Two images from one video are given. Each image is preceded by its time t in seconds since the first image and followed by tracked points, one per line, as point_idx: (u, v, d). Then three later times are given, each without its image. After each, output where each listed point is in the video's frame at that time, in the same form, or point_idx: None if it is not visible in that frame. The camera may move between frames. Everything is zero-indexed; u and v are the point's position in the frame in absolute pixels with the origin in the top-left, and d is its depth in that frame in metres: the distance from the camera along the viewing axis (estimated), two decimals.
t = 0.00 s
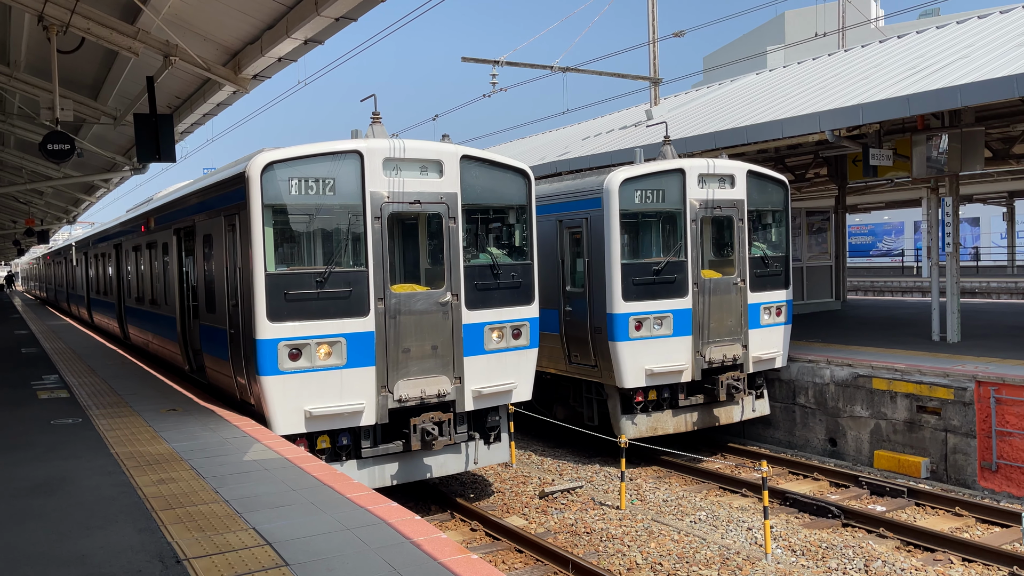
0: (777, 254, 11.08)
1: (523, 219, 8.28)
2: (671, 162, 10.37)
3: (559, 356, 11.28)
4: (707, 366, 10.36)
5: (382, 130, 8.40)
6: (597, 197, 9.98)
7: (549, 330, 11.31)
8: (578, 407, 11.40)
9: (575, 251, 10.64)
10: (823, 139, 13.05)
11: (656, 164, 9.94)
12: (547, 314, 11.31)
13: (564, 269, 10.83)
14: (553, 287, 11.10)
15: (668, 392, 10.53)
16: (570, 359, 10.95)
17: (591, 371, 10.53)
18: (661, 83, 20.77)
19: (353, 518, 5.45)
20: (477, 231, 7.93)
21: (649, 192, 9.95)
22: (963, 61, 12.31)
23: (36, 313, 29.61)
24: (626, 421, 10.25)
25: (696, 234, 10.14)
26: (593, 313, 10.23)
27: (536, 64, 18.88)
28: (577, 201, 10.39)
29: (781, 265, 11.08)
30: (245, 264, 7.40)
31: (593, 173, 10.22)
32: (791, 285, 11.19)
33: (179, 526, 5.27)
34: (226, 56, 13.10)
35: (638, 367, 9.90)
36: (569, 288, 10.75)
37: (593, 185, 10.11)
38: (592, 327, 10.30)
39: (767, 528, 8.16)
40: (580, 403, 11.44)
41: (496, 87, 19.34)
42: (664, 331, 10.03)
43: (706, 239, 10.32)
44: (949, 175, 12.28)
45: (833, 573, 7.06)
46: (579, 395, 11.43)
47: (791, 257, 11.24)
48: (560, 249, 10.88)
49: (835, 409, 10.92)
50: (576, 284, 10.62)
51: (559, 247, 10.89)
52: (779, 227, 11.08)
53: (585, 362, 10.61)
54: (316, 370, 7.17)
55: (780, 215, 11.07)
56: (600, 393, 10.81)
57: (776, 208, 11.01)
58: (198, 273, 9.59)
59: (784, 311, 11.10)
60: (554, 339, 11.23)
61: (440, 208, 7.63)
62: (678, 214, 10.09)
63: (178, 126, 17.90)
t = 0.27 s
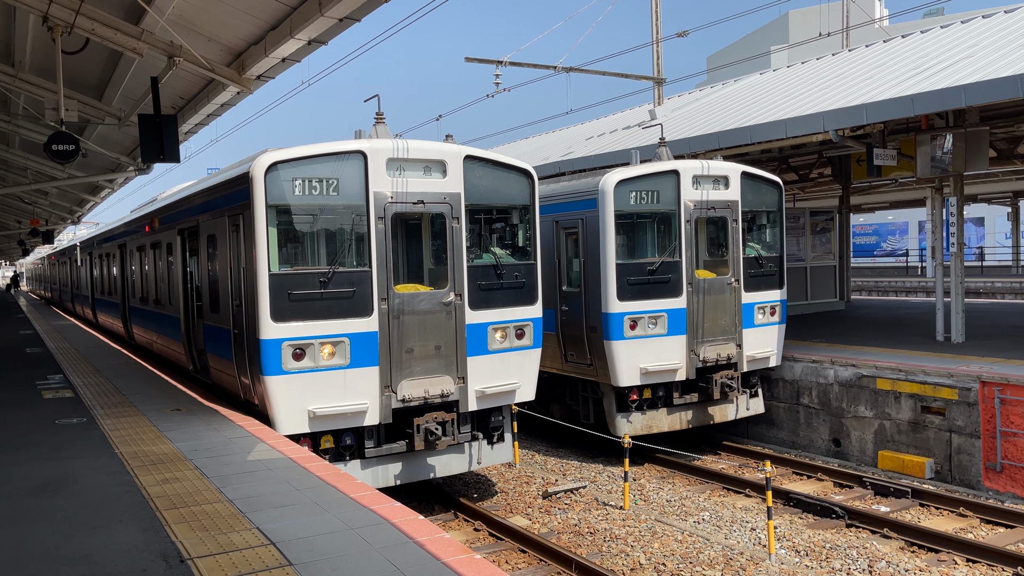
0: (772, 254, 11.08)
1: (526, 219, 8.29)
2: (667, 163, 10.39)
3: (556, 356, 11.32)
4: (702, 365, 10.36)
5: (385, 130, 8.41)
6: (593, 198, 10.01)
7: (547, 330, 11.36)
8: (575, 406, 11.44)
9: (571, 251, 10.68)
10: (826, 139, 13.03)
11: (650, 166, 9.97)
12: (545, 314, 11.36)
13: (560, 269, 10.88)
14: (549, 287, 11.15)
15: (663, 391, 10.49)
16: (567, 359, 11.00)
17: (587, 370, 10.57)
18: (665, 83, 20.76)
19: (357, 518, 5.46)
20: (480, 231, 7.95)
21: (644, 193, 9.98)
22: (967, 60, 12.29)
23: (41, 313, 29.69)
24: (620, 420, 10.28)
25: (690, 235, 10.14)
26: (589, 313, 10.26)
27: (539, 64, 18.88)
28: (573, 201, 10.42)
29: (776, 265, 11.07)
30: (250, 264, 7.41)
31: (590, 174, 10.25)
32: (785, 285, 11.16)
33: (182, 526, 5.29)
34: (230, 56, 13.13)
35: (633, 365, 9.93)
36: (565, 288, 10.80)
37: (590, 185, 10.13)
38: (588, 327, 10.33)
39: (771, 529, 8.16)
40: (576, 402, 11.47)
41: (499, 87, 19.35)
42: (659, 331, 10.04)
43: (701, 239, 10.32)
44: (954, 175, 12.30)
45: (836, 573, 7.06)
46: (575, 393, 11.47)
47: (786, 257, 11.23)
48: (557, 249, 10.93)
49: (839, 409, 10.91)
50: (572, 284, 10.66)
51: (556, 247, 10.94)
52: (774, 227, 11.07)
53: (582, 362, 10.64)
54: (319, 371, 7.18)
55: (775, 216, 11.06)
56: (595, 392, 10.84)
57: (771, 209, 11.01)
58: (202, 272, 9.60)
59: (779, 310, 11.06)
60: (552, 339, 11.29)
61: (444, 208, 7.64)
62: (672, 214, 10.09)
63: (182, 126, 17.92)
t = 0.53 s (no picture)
0: (767, 255, 11.07)
1: (528, 219, 8.29)
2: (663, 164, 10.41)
3: (553, 355, 11.35)
4: (697, 365, 10.36)
5: (388, 130, 8.43)
6: (589, 198, 10.03)
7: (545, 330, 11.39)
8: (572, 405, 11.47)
9: (567, 251, 10.71)
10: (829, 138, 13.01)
11: (646, 167, 9.97)
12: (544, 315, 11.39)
13: (558, 269, 10.91)
14: (547, 287, 11.18)
15: (658, 390, 10.51)
16: (564, 358, 11.03)
17: (582, 369, 10.59)
18: (667, 83, 20.74)
19: (360, 518, 5.47)
20: (483, 231, 7.95)
21: (639, 194, 9.99)
22: (970, 60, 12.27)
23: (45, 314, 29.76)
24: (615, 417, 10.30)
25: (686, 236, 10.14)
26: (585, 312, 10.28)
27: (543, 64, 18.88)
28: (570, 202, 10.45)
29: (771, 265, 11.06)
30: (252, 264, 7.43)
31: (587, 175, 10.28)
32: (780, 285, 11.15)
33: (185, 526, 5.30)
34: (233, 57, 13.14)
35: (629, 365, 9.94)
36: (562, 288, 10.83)
37: (586, 186, 10.15)
38: (584, 327, 10.34)
39: (773, 528, 8.16)
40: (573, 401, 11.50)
41: (502, 87, 19.35)
42: (654, 331, 10.05)
43: (697, 240, 10.32)
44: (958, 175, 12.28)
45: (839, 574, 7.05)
46: (572, 392, 11.51)
47: (781, 258, 11.22)
48: (554, 249, 10.96)
49: (842, 409, 10.90)
50: (570, 284, 10.68)
51: (554, 247, 10.97)
52: (770, 228, 11.06)
53: (578, 361, 10.66)
54: (321, 370, 7.19)
55: (770, 217, 11.05)
56: (592, 391, 10.87)
57: (766, 210, 10.99)
58: (205, 272, 9.62)
59: (774, 310, 11.03)
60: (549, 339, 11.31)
61: (446, 208, 7.64)
62: (668, 215, 10.10)
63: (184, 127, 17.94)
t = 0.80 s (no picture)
0: (764, 255, 11.05)
1: (530, 219, 8.29)
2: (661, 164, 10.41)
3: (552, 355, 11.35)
4: (694, 364, 10.34)
5: (390, 130, 8.42)
6: (587, 199, 10.03)
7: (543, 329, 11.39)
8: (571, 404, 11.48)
9: (566, 251, 10.71)
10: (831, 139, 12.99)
11: (643, 167, 9.95)
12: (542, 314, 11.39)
13: (557, 268, 10.92)
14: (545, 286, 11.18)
15: (655, 389, 10.52)
16: (562, 357, 11.03)
17: (580, 369, 10.58)
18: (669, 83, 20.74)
19: (361, 518, 5.46)
20: (485, 231, 7.94)
21: (637, 195, 9.98)
22: (972, 61, 12.25)
23: (46, 313, 29.55)
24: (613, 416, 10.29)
25: (683, 236, 10.13)
26: (583, 312, 10.28)
27: (545, 64, 18.87)
28: (569, 202, 10.45)
29: (767, 266, 11.04)
30: (255, 264, 7.42)
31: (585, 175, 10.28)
32: (778, 285, 11.13)
33: (186, 525, 5.30)
34: (235, 56, 13.14)
35: (627, 364, 9.92)
36: (560, 287, 10.83)
37: (585, 186, 10.15)
38: (582, 326, 10.34)
39: (776, 529, 8.15)
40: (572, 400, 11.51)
41: (504, 87, 19.33)
42: (653, 331, 10.03)
43: (694, 240, 10.31)
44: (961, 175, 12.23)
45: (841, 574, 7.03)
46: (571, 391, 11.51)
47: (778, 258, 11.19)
48: (553, 249, 10.97)
49: (844, 410, 10.88)
50: (568, 284, 10.68)
51: (552, 247, 10.98)
52: (767, 228, 11.04)
53: (576, 361, 10.65)
54: (324, 370, 7.18)
55: (768, 217, 11.03)
56: (591, 390, 10.87)
57: (763, 210, 10.98)
58: (207, 272, 9.62)
59: (771, 310, 11.02)
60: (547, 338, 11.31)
61: (448, 208, 7.64)
62: (665, 215, 10.09)
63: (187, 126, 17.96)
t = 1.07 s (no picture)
0: (764, 255, 11.03)
1: (531, 219, 8.27)
2: (661, 164, 10.41)
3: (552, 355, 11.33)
4: (693, 364, 10.33)
5: (391, 130, 8.41)
6: (587, 199, 10.01)
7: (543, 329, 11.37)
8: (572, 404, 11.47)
9: (565, 252, 10.70)
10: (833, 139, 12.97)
11: (642, 167, 9.93)
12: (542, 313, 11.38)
13: (557, 268, 10.91)
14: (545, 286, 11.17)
15: (655, 389, 10.49)
16: (562, 357, 11.02)
17: (580, 369, 10.57)
18: (671, 83, 20.71)
19: (363, 517, 5.45)
20: (485, 232, 7.93)
21: (636, 195, 9.96)
22: (974, 61, 12.22)
23: (51, 313, 29.45)
24: (614, 416, 10.27)
25: (682, 237, 10.12)
26: (583, 312, 10.26)
27: (546, 65, 18.86)
28: (568, 202, 10.44)
29: (767, 266, 11.02)
30: (256, 263, 7.42)
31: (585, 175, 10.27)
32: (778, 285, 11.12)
33: (187, 525, 5.29)
34: (237, 56, 13.13)
35: (626, 364, 9.90)
36: (559, 288, 10.83)
37: (585, 186, 10.14)
38: (582, 327, 10.33)
39: (778, 529, 8.13)
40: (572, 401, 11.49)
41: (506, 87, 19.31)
42: (653, 331, 10.02)
43: (695, 240, 10.30)
44: (963, 175, 12.19)
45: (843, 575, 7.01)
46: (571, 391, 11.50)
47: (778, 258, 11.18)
48: (553, 249, 10.97)
49: (846, 410, 10.86)
50: (568, 284, 10.67)
51: (552, 248, 10.97)
52: (766, 229, 11.02)
53: (575, 361, 10.64)
54: (326, 370, 7.18)
55: (766, 217, 11.02)
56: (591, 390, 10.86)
57: (763, 210, 10.96)
58: (208, 272, 9.62)
59: (770, 310, 11.01)
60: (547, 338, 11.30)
61: (449, 208, 7.63)
62: (665, 215, 10.08)
63: (188, 126, 17.95)
